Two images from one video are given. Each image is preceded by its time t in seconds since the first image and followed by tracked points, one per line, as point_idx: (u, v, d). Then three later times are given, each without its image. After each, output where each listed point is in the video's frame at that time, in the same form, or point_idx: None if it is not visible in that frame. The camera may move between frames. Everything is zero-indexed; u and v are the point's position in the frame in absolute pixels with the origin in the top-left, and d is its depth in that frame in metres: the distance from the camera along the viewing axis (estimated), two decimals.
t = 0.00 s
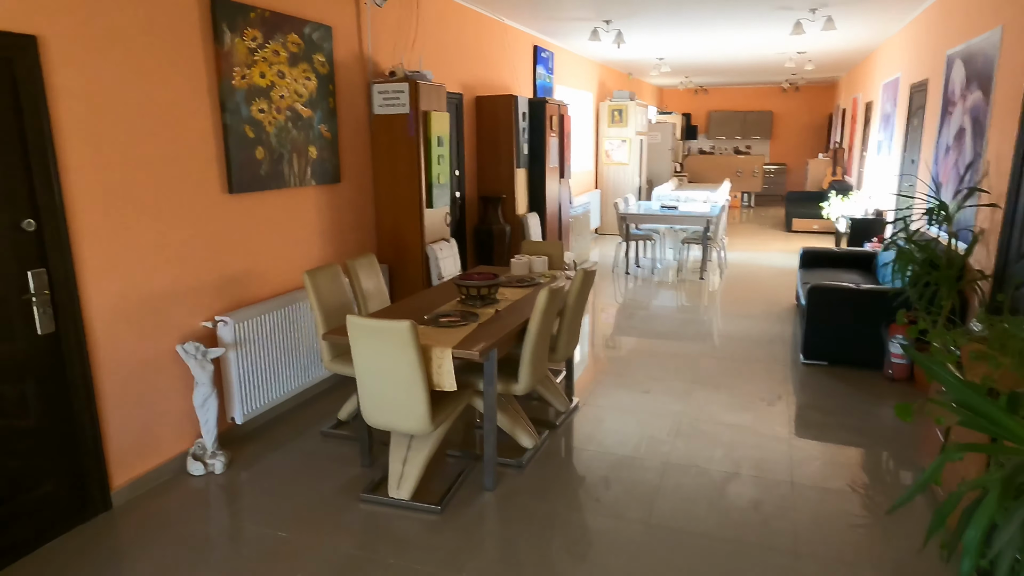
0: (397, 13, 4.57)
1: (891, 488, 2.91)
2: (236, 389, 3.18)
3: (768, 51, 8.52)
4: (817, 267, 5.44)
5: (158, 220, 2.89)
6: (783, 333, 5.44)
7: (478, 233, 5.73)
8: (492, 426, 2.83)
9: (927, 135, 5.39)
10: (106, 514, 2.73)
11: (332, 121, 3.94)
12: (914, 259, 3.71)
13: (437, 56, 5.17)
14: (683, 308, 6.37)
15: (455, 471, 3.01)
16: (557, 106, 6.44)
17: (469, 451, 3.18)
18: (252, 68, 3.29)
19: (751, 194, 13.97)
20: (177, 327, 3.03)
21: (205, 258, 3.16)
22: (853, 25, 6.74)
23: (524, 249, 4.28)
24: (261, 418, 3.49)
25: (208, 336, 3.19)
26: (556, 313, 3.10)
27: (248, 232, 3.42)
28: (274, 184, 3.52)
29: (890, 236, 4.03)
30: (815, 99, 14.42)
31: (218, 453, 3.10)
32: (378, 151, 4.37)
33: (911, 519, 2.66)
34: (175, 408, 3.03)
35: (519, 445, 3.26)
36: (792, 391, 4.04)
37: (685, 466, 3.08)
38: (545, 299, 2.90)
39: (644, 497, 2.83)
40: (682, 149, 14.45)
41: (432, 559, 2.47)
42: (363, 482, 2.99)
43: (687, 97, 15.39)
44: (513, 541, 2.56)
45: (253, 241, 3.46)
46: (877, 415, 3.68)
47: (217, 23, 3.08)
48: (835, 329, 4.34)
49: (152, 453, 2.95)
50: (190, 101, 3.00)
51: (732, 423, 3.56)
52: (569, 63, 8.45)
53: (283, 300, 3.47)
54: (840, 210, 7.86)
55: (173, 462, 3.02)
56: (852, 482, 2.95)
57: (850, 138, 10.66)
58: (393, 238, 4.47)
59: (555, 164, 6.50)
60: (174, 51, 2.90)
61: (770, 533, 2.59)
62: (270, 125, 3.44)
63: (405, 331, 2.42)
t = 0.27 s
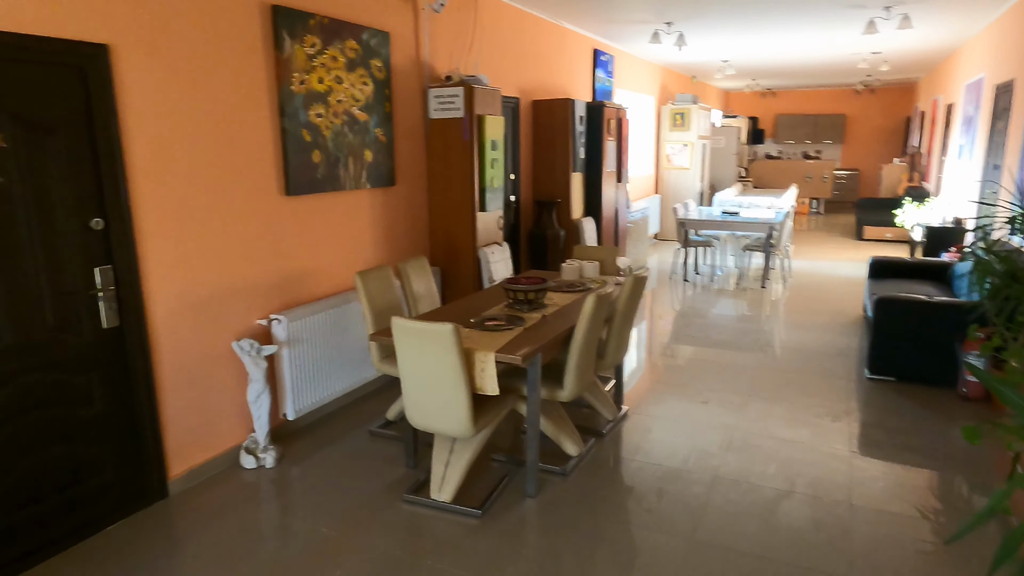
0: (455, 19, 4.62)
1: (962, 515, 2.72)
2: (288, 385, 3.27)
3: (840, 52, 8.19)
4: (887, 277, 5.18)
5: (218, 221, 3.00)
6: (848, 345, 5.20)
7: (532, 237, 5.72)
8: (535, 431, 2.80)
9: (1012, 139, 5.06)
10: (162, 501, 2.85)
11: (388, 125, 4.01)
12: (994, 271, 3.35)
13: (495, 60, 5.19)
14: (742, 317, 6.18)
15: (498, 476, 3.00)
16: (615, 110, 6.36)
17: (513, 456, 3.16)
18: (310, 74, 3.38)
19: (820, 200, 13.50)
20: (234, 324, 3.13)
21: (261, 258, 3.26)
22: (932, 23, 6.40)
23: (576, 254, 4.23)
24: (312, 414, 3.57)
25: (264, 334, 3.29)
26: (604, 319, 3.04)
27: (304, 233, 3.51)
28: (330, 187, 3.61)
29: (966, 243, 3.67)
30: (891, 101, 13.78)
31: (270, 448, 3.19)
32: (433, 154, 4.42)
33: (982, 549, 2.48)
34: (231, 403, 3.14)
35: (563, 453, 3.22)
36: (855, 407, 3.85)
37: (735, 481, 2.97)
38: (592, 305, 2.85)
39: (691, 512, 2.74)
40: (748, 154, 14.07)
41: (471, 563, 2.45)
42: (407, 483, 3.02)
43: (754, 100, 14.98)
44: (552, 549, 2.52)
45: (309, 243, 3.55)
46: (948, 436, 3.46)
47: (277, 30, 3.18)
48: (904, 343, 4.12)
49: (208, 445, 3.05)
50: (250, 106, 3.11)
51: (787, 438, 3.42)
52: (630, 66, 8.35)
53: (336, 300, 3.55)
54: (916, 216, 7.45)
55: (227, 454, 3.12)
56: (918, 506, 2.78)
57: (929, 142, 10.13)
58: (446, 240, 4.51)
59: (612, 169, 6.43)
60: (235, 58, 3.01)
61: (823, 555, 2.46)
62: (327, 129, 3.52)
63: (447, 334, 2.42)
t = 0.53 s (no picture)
0: (507, 30, 4.68)
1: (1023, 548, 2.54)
2: (332, 387, 3.36)
3: (911, 58, 7.85)
4: (955, 294, 4.92)
5: (269, 227, 3.13)
6: (911, 364, 4.96)
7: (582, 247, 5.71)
8: (569, 441, 2.79)
9: None
10: (210, 494, 2.98)
11: (437, 135, 4.09)
12: None
13: (546, 71, 5.22)
14: (798, 332, 5.98)
15: (533, 484, 2.99)
16: (669, 119, 6.29)
17: (549, 464, 3.16)
18: (361, 85, 3.49)
19: (891, 213, 12.98)
20: (282, 326, 3.25)
21: (310, 263, 3.37)
22: (1012, 27, 6.05)
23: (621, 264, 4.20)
24: (356, 416, 3.66)
25: (311, 336, 3.40)
26: (643, 330, 3.01)
27: (352, 239, 3.62)
28: (379, 195, 3.71)
29: None
30: (971, 109, 13.09)
31: (313, 447, 3.28)
32: (481, 163, 4.48)
33: None
34: (278, 402, 3.26)
35: (600, 463, 3.19)
36: (913, 429, 3.67)
37: (776, 501, 2.88)
38: (629, 316, 2.82)
39: (727, 530, 2.67)
40: (814, 164, 13.63)
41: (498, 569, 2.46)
42: (443, 487, 3.05)
43: (821, 109, 14.51)
44: (581, 560, 2.50)
45: (357, 249, 3.65)
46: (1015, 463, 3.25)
47: (330, 44, 3.30)
48: (969, 363, 3.90)
49: (255, 441, 3.18)
50: (303, 117, 3.24)
51: (836, 459, 3.29)
52: (688, 75, 8.23)
53: (381, 305, 3.63)
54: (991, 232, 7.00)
55: (273, 451, 3.24)
56: (974, 537, 2.61)
57: (1010, 152, 9.56)
58: (492, 249, 4.55)
59: (665, 179, 6.35)
60: (288, 70, 3.14)
61: None
62: (376, 139, 3.63)
63: (481, 339, 2.46)
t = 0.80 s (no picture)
0: (550, 44, 4.73)
1: None
2: (370, 392, 3.46)
3: (976, 66, 7.53)
4: (1017, 312, 4.69)
5: (313, 236, 3.25)
6: (969, 385, 4.74)
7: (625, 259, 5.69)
8: (597, 453, 2.80)
9: None
10: (251, 492, 3.10)
11: (479, 147, 4.16)
12: None
13: (590, 83, 5.24)
14: (849, 349, 5.80)
15: (562, 494, 3.01)
16: (716, 131, 6.22)
17: (580, 476, 3.16)
18: (404, 100, 3.60)
19: (958, 227, 12.50)
20: (324, 332, 3.36)
21: (352, 272, 3.48)
22: None
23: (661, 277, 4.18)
24: (394, 422, 3.75)
25: (351, 342, 3.51)
26: (676, 344, 2.99)
27: (394, 249, 3.72)
28: (420, 206, 3.80)
29: None
30: None
31: (350, 450, 3.38)
32: (522, 175, 4.54)
33: None
34: (318, 405, 3.37)
35: (632, 477, 3.18)
36: (966, 453, 3.51)
37: (812, 522, 2.80)
38: (661, 329, 2.81)
39: (758, 549, 2.62)
40: (874, 176, 13.20)
41: None
42: (474, 494, 3.09)
43: (883, 119, 14.05)
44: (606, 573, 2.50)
45: (398, 258, 3.75)
46: None
47: (374, 60, 3.42)
48: None
49: (295, 443, 3.29)
50: (347, 130, 3.36)
51: (880, 481, 3.18)
52: (739, 86, 8.11)
53: (420, 313, 3.71)
54: None
55: (312, 453, 3.35)
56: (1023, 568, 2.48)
57: None
58: (533, 260, 4.59)
59: (712, 191, 6.27)
60: (334, 86, 3.27)
61: None
62: (418, 152, 3.73)
63: (508, 349, 2.49)
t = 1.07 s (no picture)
0: (588, 54, 4.76)
1: None
2: (404, 397, 3.53)
3: None
4: None
5: (351, 244, 3.35)
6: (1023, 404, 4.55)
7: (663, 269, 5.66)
8: (625, 463, 2.81)
9: None
10: (288, 492, 3.20)
11: (515, 157, 4.22)
12: None
13: (629, 93, 5.25)
14: (896, 363, 5.63)
15: (590, 504, 3.01)
16: (759, 140, 6.13)
17: (609, 485, 3.17)
18: (441, 111, 3.68)
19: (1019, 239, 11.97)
20: (360, 338, 3.45)
21: (388, 279, 3.57)
22: None
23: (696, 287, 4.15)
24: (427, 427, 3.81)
25: (387, 348, 3.59)
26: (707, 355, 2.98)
27: (430, 258, 3.79)
28: (456, 215, 3.87)
29: None
30: None
31: (384, 454, 3.45)
32: (559, 185, 4.57)
33: None
34: (353, 409, 3.45)
35: (661, 488, 3.16)
36: (1014, 474, 3.37)
37: (846, 540, 2.74)
38: (690, 340, 2.80)
39: (788, 565, 2.58)
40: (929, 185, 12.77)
41: None
42: (503, 501, 3.12)
43: (939, 126, 13.59)
44: None
45: (433, 266, 3.82)
46: None
47: (412, 73, 3.51)
48: None
49: (331, 445, 3.38)
50: (385, 142, 3.45)
51: (920, 500, 3.08)
52: (784, 94, 7.98)
53: (454, 321, 3.78)
54: None
55: (347, 456, 3.44)
56: None
57: None
58: (568, 269, 4.62)
59: (753, 200, 6.19)
60: (373, 99, 3.37)
61: None
62: (454, 162, 3.80)
63: (535, 357, 2.51)
